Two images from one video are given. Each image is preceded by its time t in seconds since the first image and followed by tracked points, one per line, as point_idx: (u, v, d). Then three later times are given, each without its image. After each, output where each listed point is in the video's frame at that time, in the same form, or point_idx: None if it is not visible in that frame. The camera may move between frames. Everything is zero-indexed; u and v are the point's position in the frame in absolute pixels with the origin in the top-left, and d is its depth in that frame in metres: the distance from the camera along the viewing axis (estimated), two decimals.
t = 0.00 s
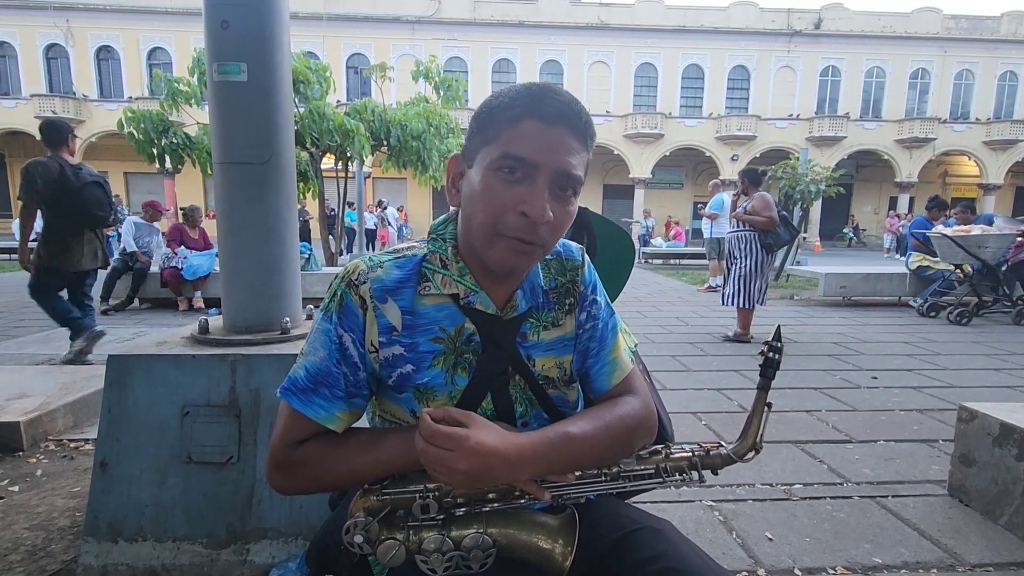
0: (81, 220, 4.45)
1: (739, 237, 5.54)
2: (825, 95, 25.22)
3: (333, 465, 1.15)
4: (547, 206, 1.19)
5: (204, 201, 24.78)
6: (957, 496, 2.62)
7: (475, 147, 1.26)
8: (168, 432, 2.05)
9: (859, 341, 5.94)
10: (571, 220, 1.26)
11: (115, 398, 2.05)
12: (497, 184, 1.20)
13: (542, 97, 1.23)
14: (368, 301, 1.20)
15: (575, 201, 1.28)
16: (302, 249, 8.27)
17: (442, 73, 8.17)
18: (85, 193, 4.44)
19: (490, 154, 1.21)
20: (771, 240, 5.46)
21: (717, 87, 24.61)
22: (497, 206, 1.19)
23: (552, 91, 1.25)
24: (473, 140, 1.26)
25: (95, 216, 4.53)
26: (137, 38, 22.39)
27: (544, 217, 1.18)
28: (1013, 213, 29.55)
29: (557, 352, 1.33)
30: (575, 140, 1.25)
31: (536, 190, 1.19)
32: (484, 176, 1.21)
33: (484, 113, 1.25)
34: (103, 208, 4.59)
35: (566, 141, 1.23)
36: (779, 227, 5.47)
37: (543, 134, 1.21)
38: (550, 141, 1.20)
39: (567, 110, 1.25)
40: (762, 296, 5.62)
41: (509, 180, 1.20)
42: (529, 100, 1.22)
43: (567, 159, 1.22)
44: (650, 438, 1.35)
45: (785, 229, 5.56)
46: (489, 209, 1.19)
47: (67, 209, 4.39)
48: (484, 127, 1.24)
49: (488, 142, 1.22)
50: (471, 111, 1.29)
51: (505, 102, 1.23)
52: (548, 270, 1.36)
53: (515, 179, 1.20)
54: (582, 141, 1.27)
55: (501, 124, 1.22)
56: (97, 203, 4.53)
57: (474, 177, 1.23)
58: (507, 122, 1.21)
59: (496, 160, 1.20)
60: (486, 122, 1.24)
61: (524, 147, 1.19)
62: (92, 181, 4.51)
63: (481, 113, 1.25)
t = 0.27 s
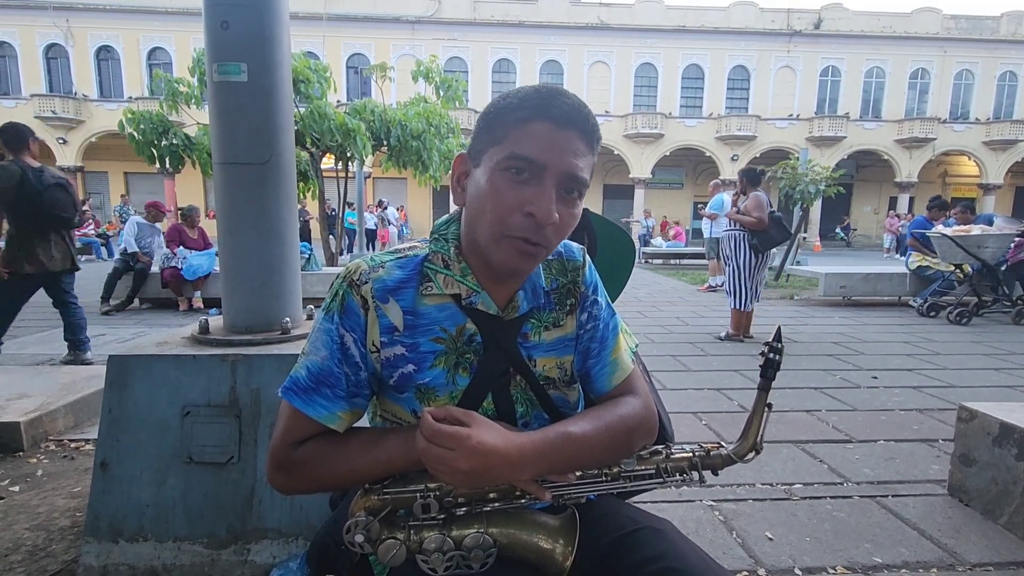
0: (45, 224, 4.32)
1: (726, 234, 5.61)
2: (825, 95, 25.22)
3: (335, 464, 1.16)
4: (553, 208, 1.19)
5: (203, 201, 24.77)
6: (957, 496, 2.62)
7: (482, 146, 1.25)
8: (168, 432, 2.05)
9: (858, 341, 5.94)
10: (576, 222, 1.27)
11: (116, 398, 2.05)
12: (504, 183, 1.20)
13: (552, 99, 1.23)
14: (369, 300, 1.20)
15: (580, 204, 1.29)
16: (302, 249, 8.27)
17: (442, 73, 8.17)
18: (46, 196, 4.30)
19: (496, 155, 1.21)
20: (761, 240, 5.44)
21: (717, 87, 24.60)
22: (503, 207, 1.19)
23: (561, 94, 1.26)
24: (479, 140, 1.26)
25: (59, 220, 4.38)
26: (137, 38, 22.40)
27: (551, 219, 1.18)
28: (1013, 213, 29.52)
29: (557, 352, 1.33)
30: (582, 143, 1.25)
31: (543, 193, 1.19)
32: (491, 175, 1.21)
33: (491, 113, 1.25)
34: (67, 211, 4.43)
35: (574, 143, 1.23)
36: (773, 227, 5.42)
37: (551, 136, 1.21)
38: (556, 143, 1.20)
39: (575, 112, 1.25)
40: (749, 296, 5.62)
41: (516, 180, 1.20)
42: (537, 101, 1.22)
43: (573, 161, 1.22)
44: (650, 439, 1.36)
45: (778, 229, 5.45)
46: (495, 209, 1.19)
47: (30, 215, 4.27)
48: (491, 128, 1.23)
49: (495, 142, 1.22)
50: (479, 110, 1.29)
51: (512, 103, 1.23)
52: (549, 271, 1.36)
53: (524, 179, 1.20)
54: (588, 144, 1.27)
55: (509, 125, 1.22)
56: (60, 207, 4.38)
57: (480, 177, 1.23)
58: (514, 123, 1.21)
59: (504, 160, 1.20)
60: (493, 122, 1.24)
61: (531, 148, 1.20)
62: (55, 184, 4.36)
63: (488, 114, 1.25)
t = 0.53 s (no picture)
0: None
1: (718, 233, 5.72)
2: (824, 95, 25.22)
3: (335, 464, 1.15)
4: (555, 207, 1.19)
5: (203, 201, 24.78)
6: (957, 496, 2.62)
7: (483, 146, 1.25)
8: (167, 432, 2.05)
9: (859, 340, 5.93)
10: (577, 222, 1.26)
11: (115, 397, 2.04)
12: (506, 183, 1.19)
13: (553, 99, 1.23)
14: (369, 300, 1.20)
15: (581, 204, 1.28)
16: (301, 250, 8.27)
17: (441, 73, 8.16)
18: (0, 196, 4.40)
19: (498, 154, 1.21)
20: (754, 239, 5.48)
21: (716, 87, 24.61)
22: (504, 207, 1.19)
23: (563, 94, 1.25)
24: (481, 139, 1.25)
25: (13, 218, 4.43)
26: (137, 38, 22.39)
27: (552, 219, 1.18)
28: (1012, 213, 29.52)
29: (557, 352, 1.33)
30: (583, 143, 1.25)
31: (544, 193, 1.19)
32: (492, 175, 1.20)
33: (492, 112, 1.25)
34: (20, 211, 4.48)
35: (575, 143, 1.23)
36: (766, 227, 5.46)
37: (553, 135, 1.21)
38: (558, 143, 1.20)
39: (577, 113, 1.25)
40: (741, 296, 5.60)
41: (518, 180, 1.20)
42: (539, 102, 1.22)
43: (575, 161, 1.22)
44: (650, 439, 1.36)
45: (768, 227, 5.48)
46: (497, 208, 1.19)
47: None
48: (492, 127, 1.23)
49: (497, 141, 1.22)
50: (480, 109, 1.28)
51: (514, 102, 1.23)
52: (549, 271, 1.36)
53: (525, 179, 1.20)
54: (589, 144, 1.27)
55: (510, 125, 1.21)
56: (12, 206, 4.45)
57: (481, 176, 1.23)
58: (515, 123, 1.21)
59: (505, 160, 1.20)
60: (494, 121, 1.23)
61: (533, 147, 1.19)
62: (10, 183, 4.45)
63: (489, 113, 1.25)
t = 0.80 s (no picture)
0: None
1: (713, 231, 5.74)
2: (824, 95, 25.22)
3: (333, 464, 1.15)
4: (553, 209, 1.19)
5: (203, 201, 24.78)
6: (957, 496, 2.62)
7: (482, 146, 1.24)
8: (166, 432, 2.05)
9: (858, 340, 5.93)
10: (576, 223, 1.26)
11: (113, 397, 2.04)
12: (504, 185, 1.19)
13: (551, 100, 1.22)
14: (368, 300, 1.19)
15: (579, 205, 1.28)
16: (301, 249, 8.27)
17: (441, 73, 8.15)
18: None
19: (496, 154, 1.20)
20: (749, 240, 5.48)
21: (716, 86, 24.60)
22: (502, 207, 1.18)
23: (562, 95, 1.25)
24: (478, 139, 1.25)
25: None
26: (136, 38, 22.38)
27: (550, 220, 1.18)
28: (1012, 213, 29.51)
29: (556, 352, 1.33)
30: (582, 144, 1.24)
31: (542, 194, 1.19)
32: (490, 176, 1.20)
33: (490, 113, 1.24)
34: None
35: (575, 144, 1.23)
36: (762, 227, 5.45)
37: (552, 136, 1.21)
38: (556, 145, 1.20)
39: (575, 113, 1.24)
40: (735, 295, 5.59)
41: (517, 182, 1.19)
42: (537, 102, 1.21)
43: (573, 163, 1.22)
44: (649, 439, 1.35)
45: (763, 228, 5.48)
46: (495, 209, 1.19)
47: None
48: (490, 127, 1.23)
49: (495, 141, 1.21)
50: (478, 109, 1.28)
51: (512, 103, 1.22)
52: (548, 271, 1.36)
53: (524, 181, 1.19)
54: (588, 145, 1.27)
55: (508, 125, 1.21)
56: None
57: (479, 177, 1.22)
58: (514, 124, 1.21)
59: (504, 161, 1.19)
60: (492, 122, 1.23)
61: (531, 150, 1.19)
62: None
63: (488, 113, 1.24)
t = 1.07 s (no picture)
0: None
1: (712, 231, 5.72)
2: (824, 96, 25.22)
3: (334, 464, 1.15)
4: (552, 211, 1.19)
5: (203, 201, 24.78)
6: (957, 496, 2.62)
7: (481, 148, 1.25)
8: (167, 433, 2.05)
9: (859, 341, 5.93)
10: (576, 224, 1.26)
11: (114, 398, 2.04)
12: (504, 186, 1.19)
13: (551, 101, 1.23)
14: (369, 301, 1.20)
15: (579, 206, 1.29)
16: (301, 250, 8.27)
17: (441, 73, 8.14)
18: None
19: (496, 156, 1.20)
20: (747, 241, 5.47)
21: (716, 87, 24.61)
22: (502, 208, 1.19)
23: (561, 96, 1.25)
24: (479, 140, 1.25)
25: None
26: (137, 38, 22.39)
27: (550, 222, 1.18)
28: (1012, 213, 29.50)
29: (556, 352, 1.33)
30: (582, 146, 1.25)
31: (542, 196, 1.19)
32: (490, 178, 1.20)
33: (490, 113, 1.25)
34: None
35: (574, 147, 1.23)
36: (760, 228, 5.44)
37: (552, 137, 1.21)
38: (555, 146, 1.20)
39: (576, 115, 1.25)
40: (733, 295, 5.61)
41: (516, 184, 1.20)
42: (537, 104, 1.22)
43: (572, 165, 1.22)
44: (650, 439, 1.36)
45: (763, 230, 5.46)
46: (495, 209, 1.19)
47: None
48: (490, 128, 1.23)
49: (495, 142, 1.21)
50: (478, 110, 1.28)
51: (512, 104, 1.23)
52: (549, 271, 1.36)
53: (523, 183, 1.20)
54: (588, 147, 1.27)
55: (508, 126, 1.21)
56: None
57: (479, 178, 1.22)
58: (514, 125, 1.21)
59: (504, 163, 1.20)
60: (492, 122, 1.23)
61: (532, 151, 1.19)
62: None
63: (488, 114, 1.25)
